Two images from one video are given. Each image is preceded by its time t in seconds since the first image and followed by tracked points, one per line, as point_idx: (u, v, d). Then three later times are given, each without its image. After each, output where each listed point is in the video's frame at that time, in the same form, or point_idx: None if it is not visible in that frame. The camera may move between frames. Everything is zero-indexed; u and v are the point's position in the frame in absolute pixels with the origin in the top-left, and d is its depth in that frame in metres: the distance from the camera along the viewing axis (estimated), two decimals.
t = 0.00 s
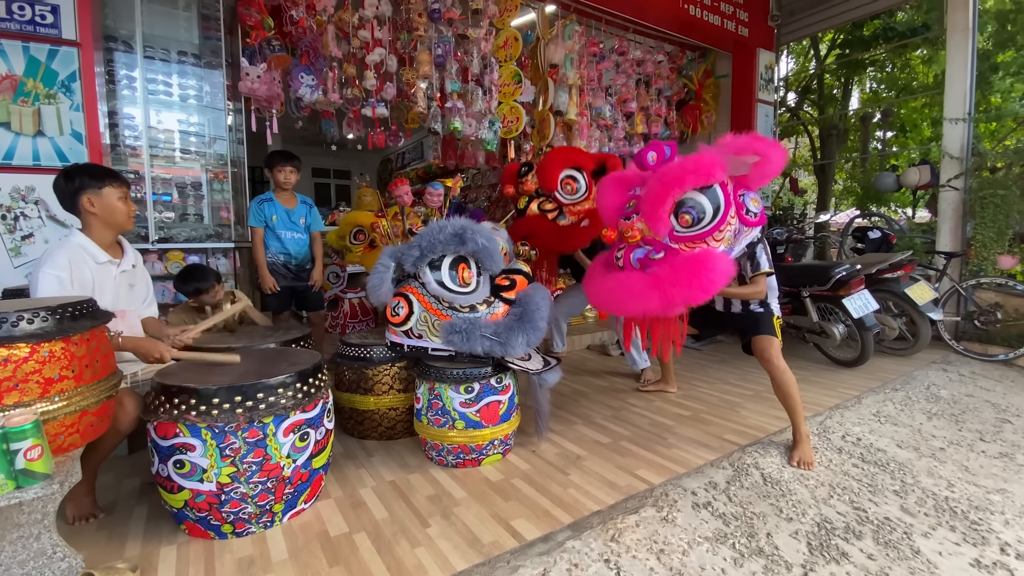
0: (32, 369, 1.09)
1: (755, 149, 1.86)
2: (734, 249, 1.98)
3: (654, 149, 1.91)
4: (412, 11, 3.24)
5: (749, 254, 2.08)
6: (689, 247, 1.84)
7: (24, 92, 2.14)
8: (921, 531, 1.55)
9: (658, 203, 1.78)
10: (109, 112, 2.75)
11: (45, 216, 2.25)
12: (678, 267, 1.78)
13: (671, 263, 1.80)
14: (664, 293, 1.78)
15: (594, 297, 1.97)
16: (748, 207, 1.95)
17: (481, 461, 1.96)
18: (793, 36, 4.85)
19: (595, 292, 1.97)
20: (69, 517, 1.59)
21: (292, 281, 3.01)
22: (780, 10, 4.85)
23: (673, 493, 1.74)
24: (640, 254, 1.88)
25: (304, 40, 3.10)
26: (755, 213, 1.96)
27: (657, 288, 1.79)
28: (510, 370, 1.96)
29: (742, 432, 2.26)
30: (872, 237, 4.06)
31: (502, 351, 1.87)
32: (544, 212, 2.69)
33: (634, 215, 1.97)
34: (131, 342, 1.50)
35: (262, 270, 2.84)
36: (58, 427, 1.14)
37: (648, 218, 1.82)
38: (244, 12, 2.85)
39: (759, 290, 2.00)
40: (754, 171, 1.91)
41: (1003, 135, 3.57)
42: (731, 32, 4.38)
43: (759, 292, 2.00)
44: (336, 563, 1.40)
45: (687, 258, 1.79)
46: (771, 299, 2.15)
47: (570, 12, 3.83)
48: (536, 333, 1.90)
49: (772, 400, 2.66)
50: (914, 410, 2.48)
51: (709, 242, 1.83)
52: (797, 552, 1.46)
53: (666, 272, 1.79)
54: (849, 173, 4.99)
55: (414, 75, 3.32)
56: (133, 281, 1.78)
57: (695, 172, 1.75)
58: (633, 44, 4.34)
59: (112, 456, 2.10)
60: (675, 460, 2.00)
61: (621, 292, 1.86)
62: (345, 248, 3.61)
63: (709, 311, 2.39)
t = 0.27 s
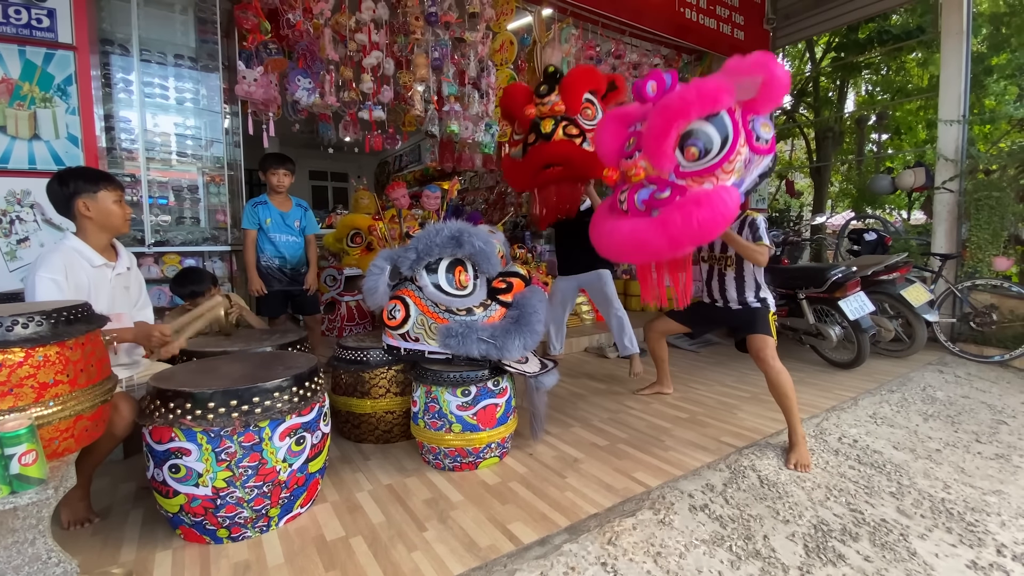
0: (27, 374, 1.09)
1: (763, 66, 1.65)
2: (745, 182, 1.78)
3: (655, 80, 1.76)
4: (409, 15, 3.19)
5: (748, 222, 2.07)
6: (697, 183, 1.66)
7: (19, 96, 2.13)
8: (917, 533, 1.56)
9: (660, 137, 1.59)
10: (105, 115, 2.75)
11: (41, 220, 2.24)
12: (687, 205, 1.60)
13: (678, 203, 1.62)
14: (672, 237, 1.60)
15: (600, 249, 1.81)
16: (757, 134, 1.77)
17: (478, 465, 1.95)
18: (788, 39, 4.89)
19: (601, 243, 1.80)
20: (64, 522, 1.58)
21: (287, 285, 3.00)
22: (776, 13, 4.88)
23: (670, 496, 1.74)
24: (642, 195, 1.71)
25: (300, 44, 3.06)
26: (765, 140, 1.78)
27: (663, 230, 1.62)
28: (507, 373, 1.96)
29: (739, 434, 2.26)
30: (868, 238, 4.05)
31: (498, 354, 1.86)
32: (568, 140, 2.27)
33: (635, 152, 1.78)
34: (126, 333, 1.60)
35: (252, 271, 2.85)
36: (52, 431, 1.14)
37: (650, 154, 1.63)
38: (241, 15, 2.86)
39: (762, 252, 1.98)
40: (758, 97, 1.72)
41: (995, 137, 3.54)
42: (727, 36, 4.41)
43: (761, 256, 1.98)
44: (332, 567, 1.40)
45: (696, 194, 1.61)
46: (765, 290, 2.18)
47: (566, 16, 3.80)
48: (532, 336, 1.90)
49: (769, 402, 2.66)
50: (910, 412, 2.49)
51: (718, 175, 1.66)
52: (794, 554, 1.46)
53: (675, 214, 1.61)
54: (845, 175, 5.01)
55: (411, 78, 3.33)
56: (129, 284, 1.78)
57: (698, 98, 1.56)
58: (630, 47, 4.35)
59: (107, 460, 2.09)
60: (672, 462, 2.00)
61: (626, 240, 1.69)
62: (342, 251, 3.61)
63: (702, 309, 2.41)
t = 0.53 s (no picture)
0: (22, 378, 1.09)
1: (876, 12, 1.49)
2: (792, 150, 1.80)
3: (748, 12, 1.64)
4: (406, 17, 3.25)
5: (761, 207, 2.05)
6: (785, 138, 1.64)
7: (16, 99, 2.13)
8: (914, 534, 1.56)
9: (784, 79, 1.53)
10: (102, 119, 2.74)
11: (37, 224, 2.23)
12: (789, 164, 1.56)
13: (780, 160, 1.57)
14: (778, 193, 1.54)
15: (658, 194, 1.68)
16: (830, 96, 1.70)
17: (475, 468, 1.95)
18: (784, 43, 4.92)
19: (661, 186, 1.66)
20: (59, 527, 1.57)
21: (284, 288, 2.99)
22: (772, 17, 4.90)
23: (667, 498, 1.74)
24: (736, 144, 1.61)
25: (298, 47, 3.10)
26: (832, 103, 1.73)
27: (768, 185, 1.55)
28: (504, 376, 1.97)
29: (737, 436, 2.26)
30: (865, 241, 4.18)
31: (496, 357, 1.86)
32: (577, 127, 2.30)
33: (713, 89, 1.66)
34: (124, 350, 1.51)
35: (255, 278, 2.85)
36: (47, 436, 1.13)
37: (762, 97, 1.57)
38: (238, 18, 2.86)
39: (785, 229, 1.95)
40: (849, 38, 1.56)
41: (991, 140, 3.57)
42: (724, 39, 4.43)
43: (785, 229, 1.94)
44: (329, 571, 1.39)
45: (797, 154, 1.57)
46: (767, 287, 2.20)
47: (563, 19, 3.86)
48: (529, 339, 1.91)
49: (766, 404, 2.66)
50: (907, 414, 2.49)
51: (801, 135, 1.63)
52: (791, 556, 1.46)
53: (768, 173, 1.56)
54: (841, 177, 5.02)
55: (408, 81, 3.33)
56: (122, 286, 1.78)
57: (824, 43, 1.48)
58: (626, 51, 4.37)
59: (103, 465, 2.08)
60: (669, 465, 2.00)
61: (708, 193, 1.57)
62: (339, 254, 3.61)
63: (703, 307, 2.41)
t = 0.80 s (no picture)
0: (20, 380, 1.09)
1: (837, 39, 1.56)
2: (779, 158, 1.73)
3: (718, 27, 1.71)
4: (405, 20, 3.22)
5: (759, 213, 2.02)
6: (762, 143, 1.57)
7: (15, 102, 2.13)
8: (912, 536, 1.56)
9: (750, 83, 1.52)
10: (101, 121, 2.74)
11: (35, 225, 2.23)
12: (768, 165, 1.49)
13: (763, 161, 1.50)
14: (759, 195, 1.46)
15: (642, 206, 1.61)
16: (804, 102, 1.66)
17: (473, 470, 1.95)
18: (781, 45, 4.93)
19: (642, 195, 1.61)
20: (57, 529, 1.57)
21: (283, 290, 3.00)
22: (770, 19, 4.91)
23: (665, 500, 1.74)
24: (711, 148, 1.55)
25: (297, 49, 3.14)
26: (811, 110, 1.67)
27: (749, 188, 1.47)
28: (503, 377, 1.97)
29: (736, 437, 2.26)
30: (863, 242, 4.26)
31: (494, 359, 1.86)
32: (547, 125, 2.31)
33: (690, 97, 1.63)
34: (130, 323, 1.54)
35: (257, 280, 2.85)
36: (45, 438, 1.13)
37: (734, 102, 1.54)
38: (237, 21, 2.86)
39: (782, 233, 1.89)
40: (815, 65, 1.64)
41: (988, 142, 3.59)
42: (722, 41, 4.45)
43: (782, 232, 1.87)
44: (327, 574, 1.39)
45: (776, 157, 1.51)
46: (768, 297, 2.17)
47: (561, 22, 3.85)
48: (528, 340, 1.91)
49: (764, 406, 2.66)
50: (905, 415, 2.50)
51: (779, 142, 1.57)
52: (789, 558, 1.46)
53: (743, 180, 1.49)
54: (839, 179, 5.03)
55: (407, 84, 3.34)
56: (118, 288, 1.78)
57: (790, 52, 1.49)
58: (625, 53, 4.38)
59: (101, 467, 2.08)
60: (668, 466, 2.00)
61: (689, 195, 1.52)
62: (338, 256, 3.61)
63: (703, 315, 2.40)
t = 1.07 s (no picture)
0: (20, 381, 1.09)
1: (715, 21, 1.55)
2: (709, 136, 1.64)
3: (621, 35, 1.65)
4: (405, 23, 3.30)
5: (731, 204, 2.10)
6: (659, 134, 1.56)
7: (16, 103, 2.13)
8: (912, 538, 1.56)
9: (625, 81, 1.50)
10: (102, 122, 2.74)
11: (35, 226, 2.23)
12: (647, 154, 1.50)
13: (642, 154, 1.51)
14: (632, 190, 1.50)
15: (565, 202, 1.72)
16: (718, 83, 1.61)
17: (473, 472, 1.95)
18: (781, 48, 4.93)
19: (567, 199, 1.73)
20: (56, 530, 1.57)
21: (283, 291, 3.00)
22: (769, 22, 4.93)
23: (665, 502, 1.74)
24: (608, 148, 1.60)
25: (297, 51, 3.13)
26: (727, 89, 1.61)
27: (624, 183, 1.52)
28: (503, 379, 1.97)
29: (735, 440, 2.26)
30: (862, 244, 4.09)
31: (494, 361, 1.87)
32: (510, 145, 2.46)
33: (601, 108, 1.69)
34: (110, 321, 1.53)
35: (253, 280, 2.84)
36: (45, 439, 1.13)
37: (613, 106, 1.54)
38: (238, 23, 2.87)
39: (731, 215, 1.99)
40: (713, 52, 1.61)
41: (987, 144, 3.59)
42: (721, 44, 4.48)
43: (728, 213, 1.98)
44: None
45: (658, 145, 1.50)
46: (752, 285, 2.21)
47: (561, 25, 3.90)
48: (527, 343, 1.91)
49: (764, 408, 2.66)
50: (905, 417, 2.50)
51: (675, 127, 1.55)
52: (789, 560, 1.46)
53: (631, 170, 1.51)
54: (839, 181, 5.04)
55: (408, 86, 3.35)
56: (120, 290, 1.78)
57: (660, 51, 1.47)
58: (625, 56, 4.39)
59: (100, 468, 2.07)
60: (668, 469, 2.00)
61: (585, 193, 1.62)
62: (338, 257, 3.61)
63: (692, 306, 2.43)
